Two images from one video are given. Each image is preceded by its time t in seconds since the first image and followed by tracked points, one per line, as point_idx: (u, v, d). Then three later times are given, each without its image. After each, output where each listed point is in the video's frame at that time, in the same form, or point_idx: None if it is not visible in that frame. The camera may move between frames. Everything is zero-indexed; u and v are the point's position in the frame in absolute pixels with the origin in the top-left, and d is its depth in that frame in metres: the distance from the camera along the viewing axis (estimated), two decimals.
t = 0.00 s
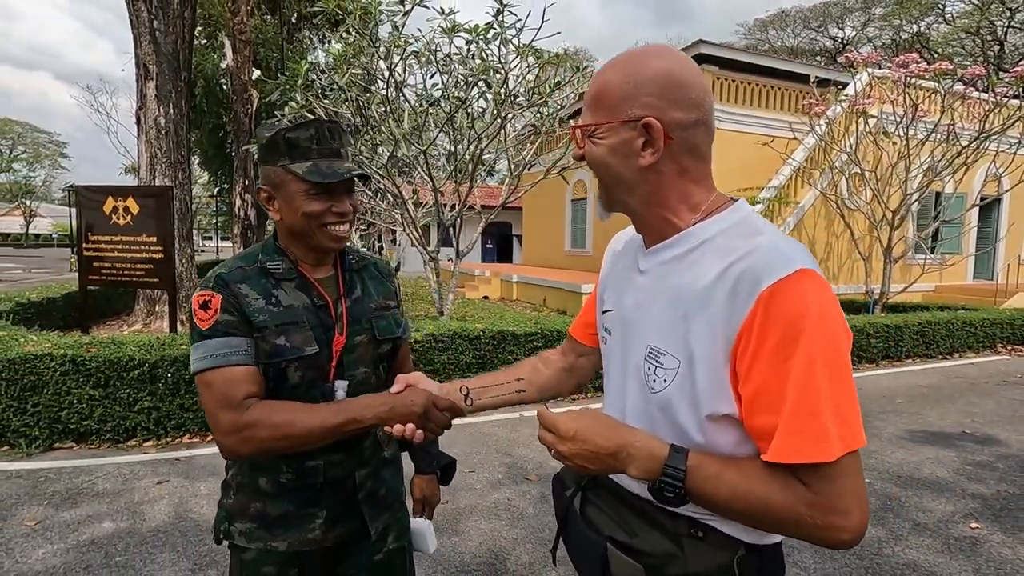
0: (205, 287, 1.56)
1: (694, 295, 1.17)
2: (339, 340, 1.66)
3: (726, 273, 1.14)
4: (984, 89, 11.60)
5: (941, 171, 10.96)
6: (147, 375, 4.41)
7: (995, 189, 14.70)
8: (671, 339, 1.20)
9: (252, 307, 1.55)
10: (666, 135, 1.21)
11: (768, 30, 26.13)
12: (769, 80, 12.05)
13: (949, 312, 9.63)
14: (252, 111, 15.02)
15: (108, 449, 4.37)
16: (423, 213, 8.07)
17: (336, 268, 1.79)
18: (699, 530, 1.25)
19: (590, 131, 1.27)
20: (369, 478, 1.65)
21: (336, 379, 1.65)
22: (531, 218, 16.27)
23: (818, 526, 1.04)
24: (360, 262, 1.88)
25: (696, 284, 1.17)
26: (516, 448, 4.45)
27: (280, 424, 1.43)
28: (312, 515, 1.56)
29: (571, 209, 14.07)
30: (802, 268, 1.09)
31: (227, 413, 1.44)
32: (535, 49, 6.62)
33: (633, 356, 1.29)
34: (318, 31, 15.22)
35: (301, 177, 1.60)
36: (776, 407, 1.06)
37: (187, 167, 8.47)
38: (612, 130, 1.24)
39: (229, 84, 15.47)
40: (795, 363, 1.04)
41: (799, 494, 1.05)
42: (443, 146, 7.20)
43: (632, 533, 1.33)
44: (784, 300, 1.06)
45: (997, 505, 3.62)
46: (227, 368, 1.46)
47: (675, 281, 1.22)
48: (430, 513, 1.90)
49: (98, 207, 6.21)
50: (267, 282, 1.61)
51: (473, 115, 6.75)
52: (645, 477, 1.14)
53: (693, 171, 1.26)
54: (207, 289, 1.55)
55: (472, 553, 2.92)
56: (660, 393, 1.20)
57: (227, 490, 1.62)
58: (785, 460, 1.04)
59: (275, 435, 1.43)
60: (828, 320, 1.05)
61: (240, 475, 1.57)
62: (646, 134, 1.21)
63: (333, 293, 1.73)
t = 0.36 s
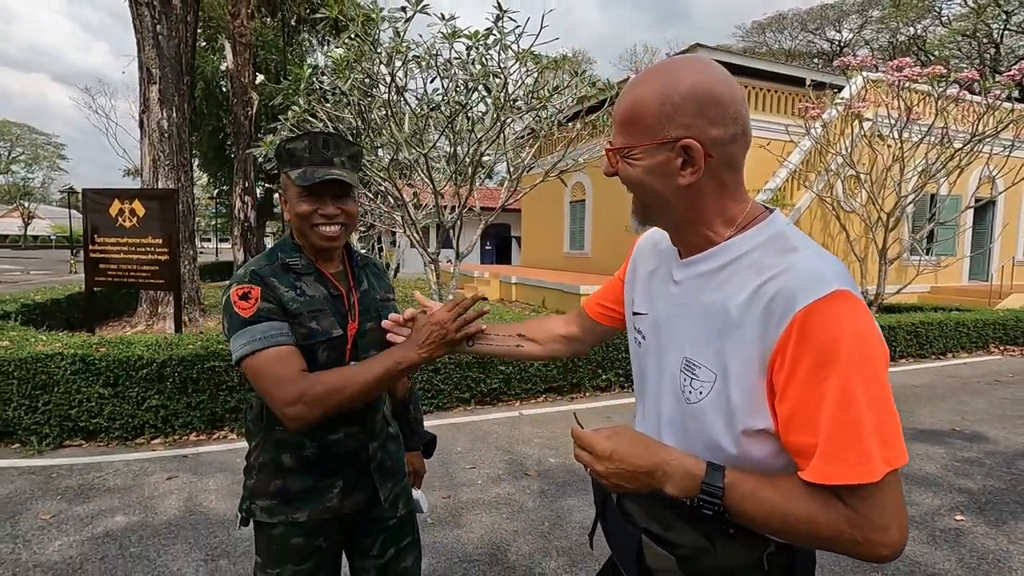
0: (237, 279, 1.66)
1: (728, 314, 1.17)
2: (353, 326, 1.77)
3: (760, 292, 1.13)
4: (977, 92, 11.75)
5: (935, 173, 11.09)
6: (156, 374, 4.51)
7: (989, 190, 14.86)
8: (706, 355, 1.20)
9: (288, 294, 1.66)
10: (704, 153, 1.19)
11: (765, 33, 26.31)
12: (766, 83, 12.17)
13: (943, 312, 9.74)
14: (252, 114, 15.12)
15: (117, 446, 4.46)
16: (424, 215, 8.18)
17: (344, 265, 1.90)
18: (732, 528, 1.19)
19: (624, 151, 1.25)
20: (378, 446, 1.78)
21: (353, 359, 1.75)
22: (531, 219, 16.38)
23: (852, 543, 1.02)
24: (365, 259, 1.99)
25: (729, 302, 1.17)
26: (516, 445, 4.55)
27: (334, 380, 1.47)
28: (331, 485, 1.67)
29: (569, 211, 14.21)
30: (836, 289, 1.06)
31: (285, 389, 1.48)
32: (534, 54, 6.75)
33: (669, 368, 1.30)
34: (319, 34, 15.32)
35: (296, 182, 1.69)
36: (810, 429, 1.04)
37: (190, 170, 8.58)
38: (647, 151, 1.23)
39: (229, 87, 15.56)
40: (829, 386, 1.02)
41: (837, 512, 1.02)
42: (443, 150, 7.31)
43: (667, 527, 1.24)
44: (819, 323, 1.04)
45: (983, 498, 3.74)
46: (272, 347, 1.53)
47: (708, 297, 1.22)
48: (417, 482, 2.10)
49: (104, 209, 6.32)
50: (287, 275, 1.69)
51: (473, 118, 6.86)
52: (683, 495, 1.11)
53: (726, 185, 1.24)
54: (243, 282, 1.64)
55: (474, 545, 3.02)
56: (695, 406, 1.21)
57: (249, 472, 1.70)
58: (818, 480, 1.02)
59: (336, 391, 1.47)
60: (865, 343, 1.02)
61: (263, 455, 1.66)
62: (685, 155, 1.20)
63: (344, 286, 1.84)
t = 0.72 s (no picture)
0: (319, 267, 1.83)
1: (722, 293, 1.32)
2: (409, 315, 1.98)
3: (748, 271, 1.30)
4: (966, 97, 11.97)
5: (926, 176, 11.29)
6: (167, 372, 4.66)
7: (980, 193, 15.07)
8: (704, 331, 1.35)
9: (365, 282, 1.83)
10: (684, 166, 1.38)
11: (761, 36, 26.52)
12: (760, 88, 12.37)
13: (932, 313, 9.93)
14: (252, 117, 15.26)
15: (129, 442, 4.61)
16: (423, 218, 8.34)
17: (398, 266, 2.08)
18: (751, 493, 1.35)
19: (620, 170, 1.43)
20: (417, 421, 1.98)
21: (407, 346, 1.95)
22: (529, 221, 16.54)
23: (856, 463, 1.18)
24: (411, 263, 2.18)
25: (721, 285, 1.33)
26: (516, 440, 4.71)
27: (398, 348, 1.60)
28: (385, 453, 1.85)
29: (567, 213, 14.38)
30: (807, 259, 1.25)
31: (361, 357, 1.63)
32: (532, 62, 6.93)
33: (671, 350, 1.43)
34: (318, 38, 15.46)
35: (361, 196, 1.85)
36: (806, 375, 1.20)
37: (192, 173, 8.71)
38: (638, 168, 1.40)
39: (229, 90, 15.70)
40: (814, 336, 1.20)
41: (841, 439, 1.19)
42: (442, 154, 7.48)
43: (694, 501, 1.38)
44: (798, 286, 1.23)
45: (962, 489, 3.91)
46: (356, 319, 1.67)
47: (702, 283, 1.37)
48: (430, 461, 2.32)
49: (112, 213, 6.48)
50: (359, 269, 1.85)
51: (472, 123, 7.03)
52: (712, 449, 1.24)
53: (704, 191, 1.43)
54: (326, 270, 1.80)
55: (476, 532, 3.17)
56: (700, 377, 1.35)
57: (309, 440, 1.83)
58: (819, 414, 1.19)
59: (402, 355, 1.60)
60: (836, 301, 1.22)
61: (329, 425, 1.81)
62: (668, 169, 1.38)
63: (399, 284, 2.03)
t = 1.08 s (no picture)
0: (349, 261, 1.95)
1: (724, 273, 1.44)
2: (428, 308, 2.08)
3: (745, 253, 1.44)
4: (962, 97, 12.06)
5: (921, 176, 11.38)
6: (174, 369, 4.77)
7: (977, 193, 15.15)
8: (710, 310, 1.46)
9: (391, 278, 1.94)
10: (687, 178, 1.53)
11: (760, 36, 26.54)
12: (758, 88, 12.45)
13: (927, 311, 10.05)
14: (252, 118, 15.37)
15: (137, 437, 4.72)
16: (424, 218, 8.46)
17: (423, 264, 2.19)
18: (769, 462, 1.45)
19: (631, 181, 1.57)
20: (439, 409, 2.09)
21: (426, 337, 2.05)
22: (529, 221, 16.65)
23: (856, 403, 1.31)
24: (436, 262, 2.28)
25: (723, 267, 1.45)
26: (515, 436, 4.81)
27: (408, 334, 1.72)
28: (407, 436, 1.96)
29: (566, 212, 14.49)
30: (789, 242, 1.43)
31: (368, 341, 1.77)
32: (531, 65, 7.06)
33: (680, 335, 1.51)
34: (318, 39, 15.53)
35: (390, 199, 1.96)
36: (804, 332, 1.33)
37: (195, 174, 8.82)
38: (649, 177, 1.54)
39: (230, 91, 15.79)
40: (807, 299, 1.34)
41: (837, 382, 1.32)
42: (443, 155, 7.60)
43: (719, 473, 1.46)
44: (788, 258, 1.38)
45: (949, 482, 4.02)
46: (371, 312, 1.79)
47: (705, 267, 1.48)
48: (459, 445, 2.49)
49: (117, 214, 6.59)
50: (386, 266, 1.96)
51: (472, 125, 7.14)
52: (731, 403, 1.34)
53: (703, 202, 1.58)
54: (353, 264, 1.92)
55: (476, 523, 3.29)
56: (710, 352, 1.44)
57: (337, 422, 1.96)
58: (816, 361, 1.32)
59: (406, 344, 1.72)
60: (818, 272, 1.39)
61: (354, 407, 1.93)
62: (673, 178, 1.53)
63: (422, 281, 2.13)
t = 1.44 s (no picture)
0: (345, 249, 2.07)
1: (698, 254, 1.52)
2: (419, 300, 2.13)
3: (716, 235, 1.53)
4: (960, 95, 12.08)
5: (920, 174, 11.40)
6: (176, 364, 4.86)
7: (977, 189, 15.16)
8: (688, 289, 1.53)
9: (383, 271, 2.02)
10: (663, 179, 1.63)
11: (762, 33, 26.47)
12: (757, 86, 12.46)
13: (923, 309, 10.10)
14: (254, 115, 15.43)
15: (141, 431, 4.81)
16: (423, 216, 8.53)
17: (419, 261, 2.25)
18: (763, 424, 1.48)
19: (613, 183, 1.65)
20: (431, 404, 2.13)
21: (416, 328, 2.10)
22: (530, 218, 16.71)
23: (828, 353, 1.39)
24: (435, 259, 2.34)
25: (696, 250, 1.53)
26: (511, 430, 4.89)
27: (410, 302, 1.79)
28: (395, 424, 2.01)
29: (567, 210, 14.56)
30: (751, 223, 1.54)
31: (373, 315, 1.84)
32: (528, 63, 7.11)
33: (663, 316, 1.57)
34: (319, 37, 15.56)
35: (379, 199, 2.03)
36: (773, 296, 1.42)
37: (197, 172, 8.90)
38: (628, 178, 1.63)
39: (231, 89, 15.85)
40: (772, 266, 1.44)
41: (808, 337, 1.40)
42: (442, 153, 7.66)
43: (720, 437, 1.47)
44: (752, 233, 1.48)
45: (937, 475, 4.09)
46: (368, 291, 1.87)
47: (681, 251, 1.56)
48: (466, 443, 2.48)
49: (120, 211, 6.68)
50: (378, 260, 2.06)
51: (470, 123, 7.20)
52: (721, 363, 1.40)
53: (678, 202, 1.68)
54: (347, 251, 2.04)
55: (470, 514, 3.36)
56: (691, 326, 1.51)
57: (333, 411, 2.07)
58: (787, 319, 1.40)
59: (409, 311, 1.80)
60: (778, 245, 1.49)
61: (347, 390, 2.03)
62: (650, 179, 1.63)
63: (416, 277, 2.19)
